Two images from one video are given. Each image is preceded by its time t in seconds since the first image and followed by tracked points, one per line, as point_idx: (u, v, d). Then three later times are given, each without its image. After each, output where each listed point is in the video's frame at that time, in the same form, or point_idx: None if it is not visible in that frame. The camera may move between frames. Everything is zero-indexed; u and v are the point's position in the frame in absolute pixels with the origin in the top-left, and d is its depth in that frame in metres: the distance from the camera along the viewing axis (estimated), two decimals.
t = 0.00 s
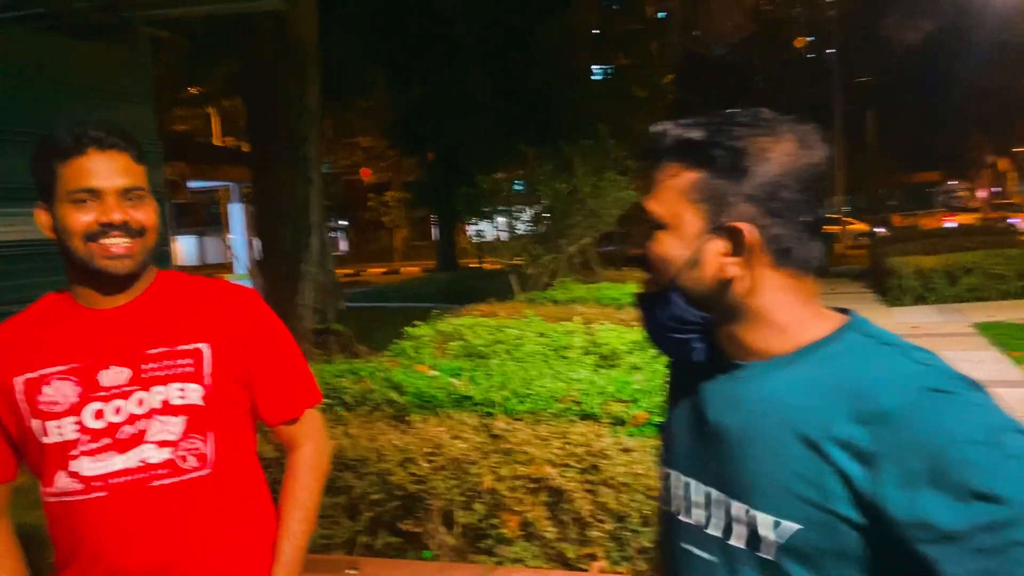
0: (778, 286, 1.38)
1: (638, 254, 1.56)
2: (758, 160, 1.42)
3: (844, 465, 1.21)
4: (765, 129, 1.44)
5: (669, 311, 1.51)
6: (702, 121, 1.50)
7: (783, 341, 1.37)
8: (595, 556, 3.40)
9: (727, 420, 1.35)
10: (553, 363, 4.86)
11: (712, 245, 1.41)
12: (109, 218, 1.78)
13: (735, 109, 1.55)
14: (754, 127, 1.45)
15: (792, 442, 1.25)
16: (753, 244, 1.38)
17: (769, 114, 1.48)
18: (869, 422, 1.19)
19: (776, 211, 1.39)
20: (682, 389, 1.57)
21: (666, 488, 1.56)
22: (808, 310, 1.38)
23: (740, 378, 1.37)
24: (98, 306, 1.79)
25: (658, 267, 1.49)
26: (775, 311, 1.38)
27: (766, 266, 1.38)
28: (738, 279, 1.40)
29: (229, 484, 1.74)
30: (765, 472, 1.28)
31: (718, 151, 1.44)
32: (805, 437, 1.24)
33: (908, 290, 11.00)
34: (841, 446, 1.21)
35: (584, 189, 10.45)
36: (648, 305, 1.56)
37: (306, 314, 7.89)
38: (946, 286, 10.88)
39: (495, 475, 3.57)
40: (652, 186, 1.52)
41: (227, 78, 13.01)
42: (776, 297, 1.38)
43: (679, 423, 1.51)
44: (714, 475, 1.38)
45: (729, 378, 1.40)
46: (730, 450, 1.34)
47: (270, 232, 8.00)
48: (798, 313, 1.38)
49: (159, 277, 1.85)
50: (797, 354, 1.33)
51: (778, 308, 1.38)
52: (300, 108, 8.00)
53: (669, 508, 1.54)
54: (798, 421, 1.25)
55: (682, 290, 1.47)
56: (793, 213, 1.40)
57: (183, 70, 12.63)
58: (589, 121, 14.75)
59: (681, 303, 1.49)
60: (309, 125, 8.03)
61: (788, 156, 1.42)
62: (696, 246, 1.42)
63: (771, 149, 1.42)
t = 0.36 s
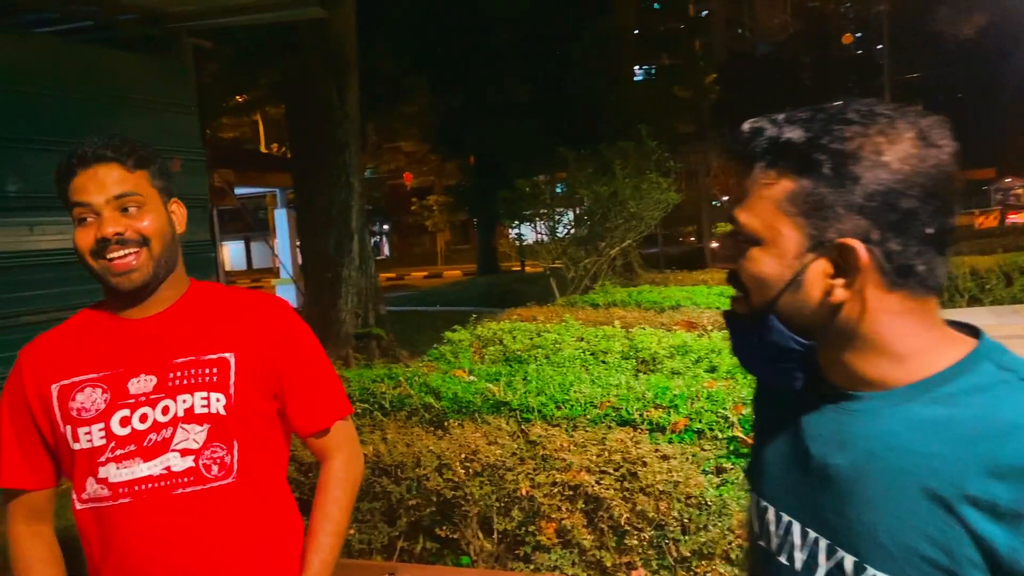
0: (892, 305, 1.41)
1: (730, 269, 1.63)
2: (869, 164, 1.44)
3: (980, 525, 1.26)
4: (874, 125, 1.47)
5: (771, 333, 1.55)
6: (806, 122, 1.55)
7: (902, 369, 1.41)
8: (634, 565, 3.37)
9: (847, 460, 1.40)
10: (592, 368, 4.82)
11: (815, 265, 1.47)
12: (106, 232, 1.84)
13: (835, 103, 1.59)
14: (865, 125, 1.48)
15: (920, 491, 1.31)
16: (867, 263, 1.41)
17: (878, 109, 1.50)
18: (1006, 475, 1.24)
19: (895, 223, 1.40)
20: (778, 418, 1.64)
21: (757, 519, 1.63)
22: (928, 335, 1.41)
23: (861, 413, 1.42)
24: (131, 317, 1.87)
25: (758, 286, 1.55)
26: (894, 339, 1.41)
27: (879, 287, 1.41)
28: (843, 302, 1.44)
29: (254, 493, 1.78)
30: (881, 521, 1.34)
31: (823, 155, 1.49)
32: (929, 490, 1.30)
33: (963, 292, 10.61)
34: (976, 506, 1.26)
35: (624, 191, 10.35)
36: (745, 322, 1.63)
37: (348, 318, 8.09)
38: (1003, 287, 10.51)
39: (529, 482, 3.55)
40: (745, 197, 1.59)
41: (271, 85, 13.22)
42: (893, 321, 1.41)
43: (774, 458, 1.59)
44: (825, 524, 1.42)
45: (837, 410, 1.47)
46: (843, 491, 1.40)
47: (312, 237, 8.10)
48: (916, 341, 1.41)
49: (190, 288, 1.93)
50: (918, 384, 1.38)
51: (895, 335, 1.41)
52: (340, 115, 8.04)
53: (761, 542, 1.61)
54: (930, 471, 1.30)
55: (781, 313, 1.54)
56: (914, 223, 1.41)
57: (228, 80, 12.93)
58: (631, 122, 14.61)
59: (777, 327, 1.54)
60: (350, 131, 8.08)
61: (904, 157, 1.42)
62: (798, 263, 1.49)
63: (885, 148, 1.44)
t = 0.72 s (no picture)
0: (957, 315, 1.36)
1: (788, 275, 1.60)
2: (935, 164, 1.38)
3: None
4: (943, 122, 1.41)
5: (829, 339, 1.53)
6: (869, 119, 1.50)
7: (965, 382, 1.37)
8: (669, 568, 3.32)
9: (900, 475, 1.39)
10: (627, 370, 4.79)
11: (875, 273, 1.44)
12: (162, 234, 1.88)
13: (902, 97, 1.52)
14: (932, 121, 1.41)
15: (975, 510, 1.28)
16: (930, 271, 1.37)
17: (950, 104, 1.43)
18: None
19: (960, 227, 1.35)
20: (836, 426, 1.62)
21: (806, 529, 1.62)
22: (994, 347, 1.36)
23: (916, 428, 1.41)
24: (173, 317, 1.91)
25: (814, 292, 1.52)
26: (959, 350, 1.37)
27: (941, 295, 1.36)
28: (906, 309, 1.41)
29: (286, 494, 1.80)
30: (937, 540, 1.31)
31: (886, 155, 1.44)
32: (990, 513, 1.26)
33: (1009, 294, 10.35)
34: None
35: (661, 192, 10.29)
36: (802, 328, 1.60)
37: (385, 317, 8.17)
38: None
39: (564, 483, 3.53)
40: (800, 198, 1.56)
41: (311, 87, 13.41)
42: (956, 331, 1.37)
43: (827, 471, 1.57)
44: (873, 537, 1.42)
45: (894, 424, 1.45)
46: (897, 506, 1.38)
47: (351, 237, 8.19)
48: (982, 351, 1.36)
49: (231, 287, 1.96)
50: (977, 402, 1.35)
51: (959, 345, 1.37)
52: (379, 117, 8.12)
53: (810, 554, 1.59)
54: (985, 487, 1.28)
55: (839, 319, 1.51)
56: (984, 228, 1.34)
57: (269, 83, 13.14)
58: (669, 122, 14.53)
59: (837, 335, 1.52)
60: (389, 132, 8.16)
61: (972, 156, 1.35)
62: (857, 271, 1.45)
63: (954, 147, 1.37)
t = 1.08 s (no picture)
0: (982, 310, 1.37)
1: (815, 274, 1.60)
2: (962, 163, 1.40)
3: None
4: (968, 124, 1.43)
5: (857, 335, 1.53)
6: (894, 121, 1.52)
7: (989, 378, 1.39)
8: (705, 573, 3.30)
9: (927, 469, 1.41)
10: (663, 374, 4.77)
11: (904, 268, 1.44)
12: (228, 229, 1.90)
13: (927, 103, 1.55)
14: (958, 124, 1.44)
15: (1001, 503, 1.30)
16: (958, 265, 1.37)
17: (974, 107, 1.45)
18: None
19: (988, 223, 1.37)
20: (862, 423, 1.64)
21: (834, 526, 1.64)
22: (1018, 343, 1.37)
23: (942, 423, 1.43)
24: (212, 316, 1.91)
25: (843, 289, 1.52)
26: (984, 345, 1.38)
27: (969, 288, 1.37)
28: (934, 304, 1.41)
29: (334, 492, 1.83)
30: (963, 531, 1.32)
31: (914, 155, 1.45)
32: (1012, 502, 1.29)
33: None
34: None
35: (698, 194, 10.19)
36: (830, 327, 1.59)
37: (419, 319, 8.18)
38: None
39: (600, 486, 3.51)
40: (831, 198, 1.55)
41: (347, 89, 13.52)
42: (983, 326, 1.38)
43: (855, 465, 1.59)
44: (898, 529, 1.43)
45: (922, 419, 1.47)
46: (925, 500, 1.40)
47: (386, 239, 8.27)
48: (1006, 347, 1.37)
49: (272, 289, 1.96)
50: (1002, 397, 1.37)
51: (985, 341, 1.38)
52: (415, 118, 8.15)
53: (838, 549, 1.61)
54: (1009, 481, 1.30)
55: (869, 315, 1.50)
56: (1009, 225, 1.36)
57: (306, 85, 13.28)
58: (704, 124, 14.43)
59: (865, 332, 1.51)
60: (424, 134, 8.20)
61: (996, 158, 1.38)
62: (887, 268, 1.45)
63: (980, 147, 1.40)
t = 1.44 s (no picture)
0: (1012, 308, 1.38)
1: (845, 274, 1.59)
2: (996, 164, 1.40)
3: None
4: (998, 129, 1.43)
5: (886, 334, 1.53)
6: (925, 125, 1.52)
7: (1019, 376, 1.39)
8: None
9: (952, 464, 1.41)
10: (683, 377, 4.76)
11: (937, 266, 1.43)
12: (267, 224, 1.94)
13: (954, 110, 1.55)
14: (988, 129, 1.44)
15: None
16: (989, 263, 1.38)
17: (1004, 112, 1.46)
18: None
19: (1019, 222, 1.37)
20: (883, 422, 1.63)
21: (856, 523, 1.61)
22: None
23: (967, 418, 1.42)
24: (241, 314, 1.94)
25: (874, 287, 1.51)
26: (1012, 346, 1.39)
27: (1003, 286, 1.38)
28: (966, 301, 1.41)
29: (364, 490, 1.87)
30: (993, 527, 1.32)
31: (945, 156, 1.45)
32: None
33: None
34: None
35: (720, 197, 10.11)
36: (858, 328, 1.59)
37: (440, 320, 8.23)
38: None
39: (620, 488, 3.51)
40: (862, 198, 1.55)
41: (369, 92, 13.63)
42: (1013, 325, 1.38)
43: (879, 460, 1.57)
44: (924, 522, 1.42)
45: (947, 416, 1.47)
46: (947, 495, 1.39)
47: (408, 240, 8.32)
48: None
49: (299, 291, 2.00)
50: None
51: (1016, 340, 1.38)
52: (437, 120, 8.17)
53: (860, 546, 1.58)
54: None
55: (900, 313, 1.50)
56: None
57: (330, 88, 13.37)
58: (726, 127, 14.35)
59: (896, 332, 1.51)
60: (446, 136, 8.23)
61: None
62: (920, 266, 1.45)
63: (1010, 151, 1.40)
